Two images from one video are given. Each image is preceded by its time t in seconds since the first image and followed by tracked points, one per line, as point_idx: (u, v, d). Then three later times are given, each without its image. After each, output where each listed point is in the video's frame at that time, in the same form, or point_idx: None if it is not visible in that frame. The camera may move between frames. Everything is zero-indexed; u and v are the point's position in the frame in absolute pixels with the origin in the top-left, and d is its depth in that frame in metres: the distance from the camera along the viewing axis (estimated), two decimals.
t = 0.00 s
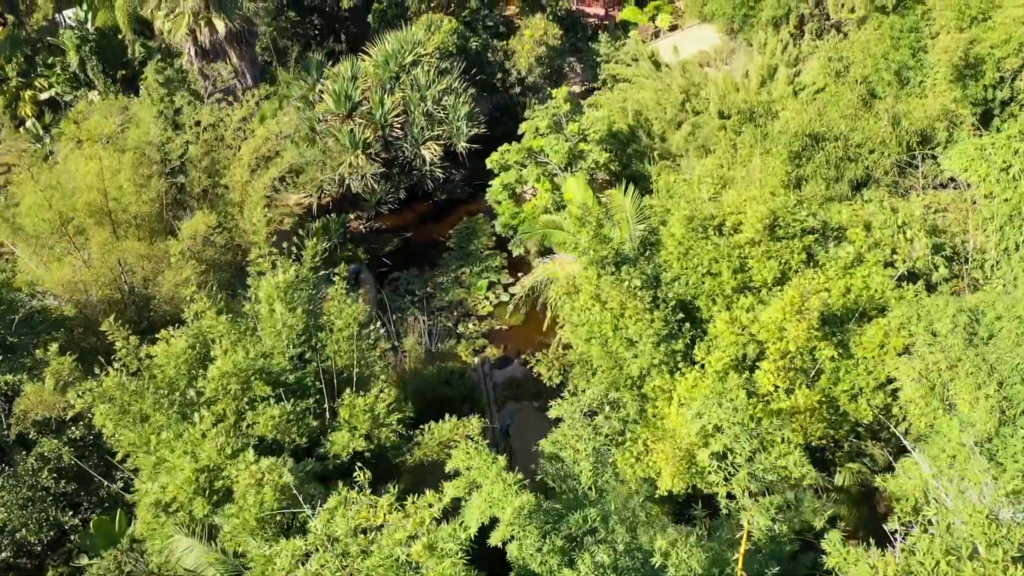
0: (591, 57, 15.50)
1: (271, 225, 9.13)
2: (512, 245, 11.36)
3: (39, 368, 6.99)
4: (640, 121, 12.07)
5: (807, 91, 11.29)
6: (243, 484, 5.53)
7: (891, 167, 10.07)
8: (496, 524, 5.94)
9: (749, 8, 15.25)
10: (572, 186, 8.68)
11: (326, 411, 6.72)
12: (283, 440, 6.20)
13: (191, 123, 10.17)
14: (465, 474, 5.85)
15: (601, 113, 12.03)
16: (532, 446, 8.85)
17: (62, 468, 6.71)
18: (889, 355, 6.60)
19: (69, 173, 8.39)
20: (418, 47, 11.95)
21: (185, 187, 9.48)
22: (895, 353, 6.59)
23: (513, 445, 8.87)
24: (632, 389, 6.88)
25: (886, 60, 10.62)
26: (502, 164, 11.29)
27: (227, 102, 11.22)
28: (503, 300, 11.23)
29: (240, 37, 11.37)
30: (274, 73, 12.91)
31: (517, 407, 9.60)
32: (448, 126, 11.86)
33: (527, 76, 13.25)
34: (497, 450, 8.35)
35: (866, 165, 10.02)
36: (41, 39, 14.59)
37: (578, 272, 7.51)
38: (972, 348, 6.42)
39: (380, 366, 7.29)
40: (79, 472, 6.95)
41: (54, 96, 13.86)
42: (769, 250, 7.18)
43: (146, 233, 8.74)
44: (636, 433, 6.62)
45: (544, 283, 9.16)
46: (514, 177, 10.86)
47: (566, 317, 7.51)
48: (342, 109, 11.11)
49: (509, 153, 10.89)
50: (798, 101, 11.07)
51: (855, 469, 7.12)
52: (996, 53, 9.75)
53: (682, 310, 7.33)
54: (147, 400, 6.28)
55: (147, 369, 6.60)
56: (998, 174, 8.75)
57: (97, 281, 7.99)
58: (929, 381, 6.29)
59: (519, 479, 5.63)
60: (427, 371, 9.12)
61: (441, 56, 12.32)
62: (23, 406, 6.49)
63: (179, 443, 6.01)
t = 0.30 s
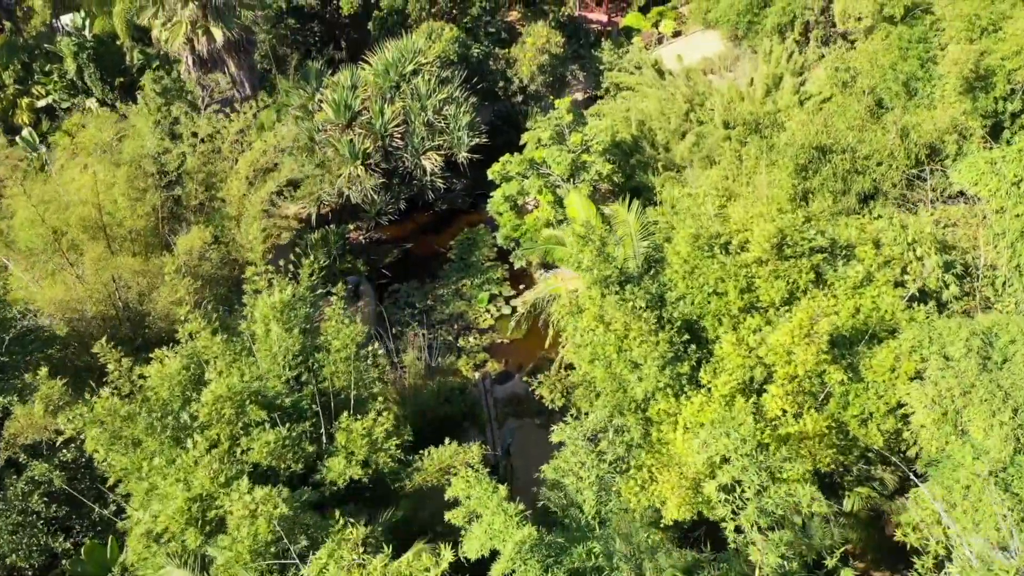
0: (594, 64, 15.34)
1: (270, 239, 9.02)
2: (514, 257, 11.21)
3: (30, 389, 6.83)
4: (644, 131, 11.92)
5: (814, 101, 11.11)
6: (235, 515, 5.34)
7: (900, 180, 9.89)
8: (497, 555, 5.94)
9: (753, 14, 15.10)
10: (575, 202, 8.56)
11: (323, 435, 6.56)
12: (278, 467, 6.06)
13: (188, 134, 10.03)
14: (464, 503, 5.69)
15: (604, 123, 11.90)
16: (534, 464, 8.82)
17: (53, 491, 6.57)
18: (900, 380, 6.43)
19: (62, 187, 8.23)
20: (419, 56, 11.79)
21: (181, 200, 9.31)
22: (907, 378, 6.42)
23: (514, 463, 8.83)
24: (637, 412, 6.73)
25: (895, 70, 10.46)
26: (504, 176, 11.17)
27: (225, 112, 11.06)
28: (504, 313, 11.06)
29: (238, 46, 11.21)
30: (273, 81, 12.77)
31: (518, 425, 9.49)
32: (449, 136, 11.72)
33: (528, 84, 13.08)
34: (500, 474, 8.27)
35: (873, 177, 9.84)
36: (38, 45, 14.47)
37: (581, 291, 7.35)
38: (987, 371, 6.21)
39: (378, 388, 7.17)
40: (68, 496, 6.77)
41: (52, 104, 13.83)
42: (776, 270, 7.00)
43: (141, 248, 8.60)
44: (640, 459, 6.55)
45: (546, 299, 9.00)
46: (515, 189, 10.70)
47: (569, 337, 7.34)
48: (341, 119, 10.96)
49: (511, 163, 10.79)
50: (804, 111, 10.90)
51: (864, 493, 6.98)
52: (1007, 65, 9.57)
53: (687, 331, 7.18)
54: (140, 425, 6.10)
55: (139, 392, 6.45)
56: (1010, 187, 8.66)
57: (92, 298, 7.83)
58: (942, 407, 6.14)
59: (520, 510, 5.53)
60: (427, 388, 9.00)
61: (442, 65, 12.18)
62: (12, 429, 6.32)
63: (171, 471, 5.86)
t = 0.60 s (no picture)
0: (598, 74, 15.15)
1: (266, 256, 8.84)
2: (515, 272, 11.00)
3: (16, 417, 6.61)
4: (648, 144, 11.73)
5: (822, 113, 10.91)
6: (225, 557, 5.13)
7: (910, 197, 9.69)
8: None
9: (759, 23, 14.80)
10: (579, 220, 8.48)
11: (318, 467, 6.37)
12: (271, 502, 5.87)
13: (184, 148, 9.84)
14: (463, 542, 5.50)
15: (608, 135, 11.71)
16: (537, 491, 8.66)
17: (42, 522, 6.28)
18: (914, 412, 6.22)
19: (53, 204, 8.03)
20: (419, 67, 11.61)
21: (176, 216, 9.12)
22: (921, 411, 6.22)
23: (517, 488, 8.69)
24: (642, 443, 6.53)
25: (905, 85, 10.29)
26: (506, 190, 10.98)
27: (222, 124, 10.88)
28: (505, 329, 10.85)
29: (235, 57, 11.03)
30: (271, 92, 12.56)
31: (519, 446, 9.29)
32: (450, 149, 11.52)
33: (530, 95, 12.87)
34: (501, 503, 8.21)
35: (883, 195, 9.62)
36: (34, 53, 14.25)
37: (585, 315, 7.15)
38: (1006, 406, 5.98)
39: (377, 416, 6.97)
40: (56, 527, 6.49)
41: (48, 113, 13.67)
42: (786, 296, 6.80)
43: (135, 267, 8.42)
44: (646, 494, 6.44)
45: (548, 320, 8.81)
46: (517, 204, 10.51)
47: (572, 362, 7.14)
48: (340, 131, 10.78)
49: (513, 177, 10.57)
50: (812, 125, 10.70)
51: (877, 526, 6.76)
52: (1020, 80, 9.35)
53: (693, 358, 6.98)
54: (129, 457, 5.88)
55: (129, 422, 6.25)
56: None
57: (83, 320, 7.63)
58: (959, 442, 5.92)
59: (521, 551, 5.35)
60: (428, 409, 8.82)
61: (444, 76, 12.00)
62: None
63: (161, 506, 5.65)
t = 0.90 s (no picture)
0: (601, 83, 14.98)
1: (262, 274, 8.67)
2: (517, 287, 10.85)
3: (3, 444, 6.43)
4: (652, 156, 11.54)
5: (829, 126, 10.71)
6: None
7: (919, 212, 9.51)
8: None
9: (765, 31, 14.57)
10: (581, 237, 8.34)
11: (313, 498, 6.20)
12: (265, 536, 5.69)
13: (180, 162, 9.69)
14: None
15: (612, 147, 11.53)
16: (541, 516, 8.48)
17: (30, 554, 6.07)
18: (928, 444, 6.04)
19: (45, 222, 7.86)
20: (420, 77, 11.44)
21: (171, 232, 8.95)
22: (935, 442, 6.04)
23: (519, 511, 8.53)
24: (646, 473, 6.37)
25: (914, 98, 10.11)
26: (507, 204, 10.81)
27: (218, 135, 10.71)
28: (507, 345, 10.68)
29: (232, 68, 10.87)
30: (270, 102, 12.42)
31: (519, 468, 9.10)
32: (451, 160, 11.36)
33: (532, 105, 12.69)
34: (505, 523, 8.21)
35: (892, 211, 9.44)
36: (30, 61, 14.10)
37: (588, 340, 6.97)
38: None
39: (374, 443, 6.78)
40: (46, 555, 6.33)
41: (44, 121, 13.52)
42: (795, 321, 6.62)
43: (129, 285, 8.27)
44: (651, 529, 6.34)
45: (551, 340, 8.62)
46: (519, 218, 10.33)
47: (575, 388, 6.96)
48: (339, 144, 10.62)
49: (514, 191, 10.39)
50: (818, 137, 10.53)
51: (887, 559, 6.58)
52: None
53: (699, 384, 6.79)
54: (119, 489, 5.66)
55: (119, 451, 6.08)
56: None
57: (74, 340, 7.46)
58: (974, 476, 5.75)
59: None
60: (428, 431, 8.65)
61: (445, 86, 11.83)
62: None
63: (151, 541, 5.48)
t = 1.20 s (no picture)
0: (604, 92, 14.81)
1: (258, 292, 8.50)
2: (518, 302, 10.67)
3: None
4: (656, 168, 11.35)
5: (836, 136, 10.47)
6: None
7: (928, 228, 9.32)
8: None
9: (770, 39, 14.36)
10: (584, 256, 8.10)
11: (308, 531, 5.99)
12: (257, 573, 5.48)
13: (176, 175, 9.54)
14: None
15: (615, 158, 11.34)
16: (541, 541, 8.33)
17: None
18: (942, 477, 5.87)
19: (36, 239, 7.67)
20: (420, 88, 11.26)
21: (165, 248, 8.78)
22: (950, 477, 5.89)
23: (519, 534, 8.38)
24: (651, 506, 6.21)
25: (924, 111, 9.91)
26: (508, 217, 10.64)
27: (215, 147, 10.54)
28: (508, 361, 10.51)
29: (229, 78, 10.70)
30: (269, 112, 12.26)
31: (521, 490, 8.95)
32: (451, 173, 11.18)
33: (534, 115, 12.50)
34: (505, 556, 8.10)
35: (902, 226, 9.23)
36: (27, 69, 13.95)
37: (591, 364, 6.79)
38: None
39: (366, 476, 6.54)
40: None
41: (40, 130, 13.36)
42: (805, 347, 6.43)
43: (122, 304, 8.08)
44: (657, 565, 6.17)
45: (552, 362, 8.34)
46: (521, 232, 10.15)
47: (578, 414, 6.78)
48: (337, 156, 10.46)
49: (516, 205, 10.21)
50: (825, 150, 10.39)
51: None
52: None
53: (705, 411, 6.62)
54: (107, 523, 5.47)
55: (109, 481, 5.91)
56: None
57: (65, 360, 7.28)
58: (990, 512, 5.60)
59: None
60: (427, 453, 8.46)
61: (445, 96, 11.65)
62: None
63: None
